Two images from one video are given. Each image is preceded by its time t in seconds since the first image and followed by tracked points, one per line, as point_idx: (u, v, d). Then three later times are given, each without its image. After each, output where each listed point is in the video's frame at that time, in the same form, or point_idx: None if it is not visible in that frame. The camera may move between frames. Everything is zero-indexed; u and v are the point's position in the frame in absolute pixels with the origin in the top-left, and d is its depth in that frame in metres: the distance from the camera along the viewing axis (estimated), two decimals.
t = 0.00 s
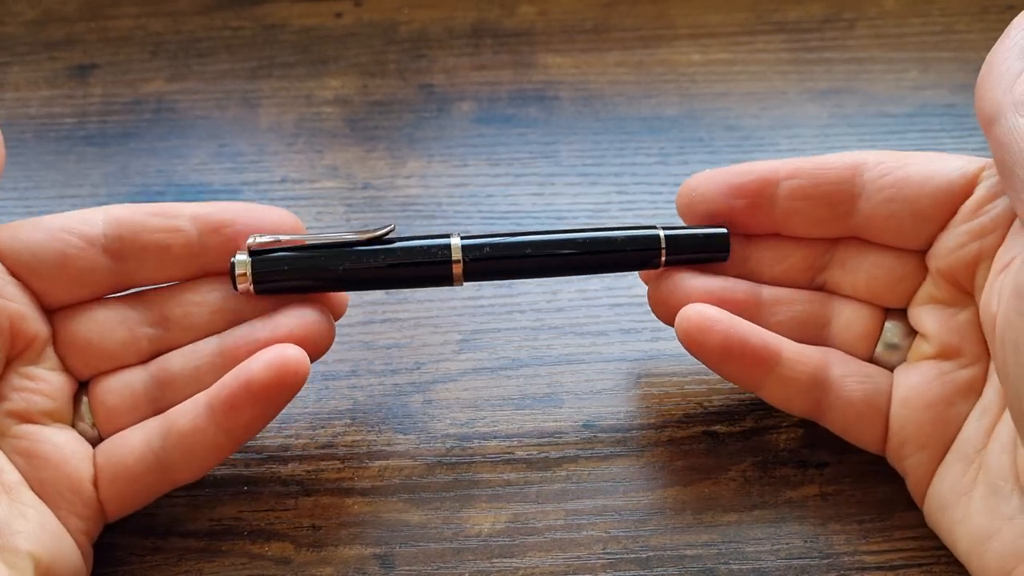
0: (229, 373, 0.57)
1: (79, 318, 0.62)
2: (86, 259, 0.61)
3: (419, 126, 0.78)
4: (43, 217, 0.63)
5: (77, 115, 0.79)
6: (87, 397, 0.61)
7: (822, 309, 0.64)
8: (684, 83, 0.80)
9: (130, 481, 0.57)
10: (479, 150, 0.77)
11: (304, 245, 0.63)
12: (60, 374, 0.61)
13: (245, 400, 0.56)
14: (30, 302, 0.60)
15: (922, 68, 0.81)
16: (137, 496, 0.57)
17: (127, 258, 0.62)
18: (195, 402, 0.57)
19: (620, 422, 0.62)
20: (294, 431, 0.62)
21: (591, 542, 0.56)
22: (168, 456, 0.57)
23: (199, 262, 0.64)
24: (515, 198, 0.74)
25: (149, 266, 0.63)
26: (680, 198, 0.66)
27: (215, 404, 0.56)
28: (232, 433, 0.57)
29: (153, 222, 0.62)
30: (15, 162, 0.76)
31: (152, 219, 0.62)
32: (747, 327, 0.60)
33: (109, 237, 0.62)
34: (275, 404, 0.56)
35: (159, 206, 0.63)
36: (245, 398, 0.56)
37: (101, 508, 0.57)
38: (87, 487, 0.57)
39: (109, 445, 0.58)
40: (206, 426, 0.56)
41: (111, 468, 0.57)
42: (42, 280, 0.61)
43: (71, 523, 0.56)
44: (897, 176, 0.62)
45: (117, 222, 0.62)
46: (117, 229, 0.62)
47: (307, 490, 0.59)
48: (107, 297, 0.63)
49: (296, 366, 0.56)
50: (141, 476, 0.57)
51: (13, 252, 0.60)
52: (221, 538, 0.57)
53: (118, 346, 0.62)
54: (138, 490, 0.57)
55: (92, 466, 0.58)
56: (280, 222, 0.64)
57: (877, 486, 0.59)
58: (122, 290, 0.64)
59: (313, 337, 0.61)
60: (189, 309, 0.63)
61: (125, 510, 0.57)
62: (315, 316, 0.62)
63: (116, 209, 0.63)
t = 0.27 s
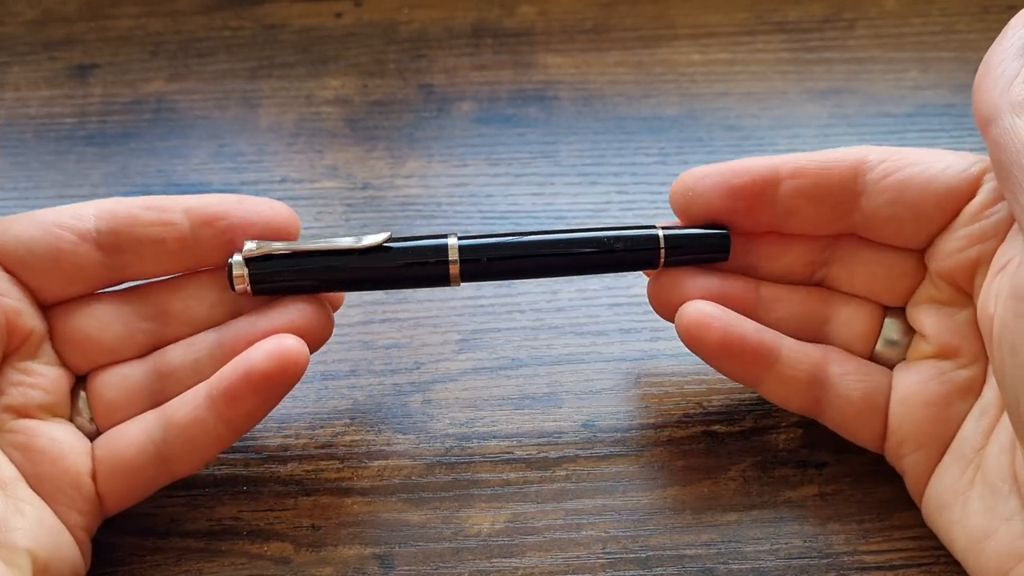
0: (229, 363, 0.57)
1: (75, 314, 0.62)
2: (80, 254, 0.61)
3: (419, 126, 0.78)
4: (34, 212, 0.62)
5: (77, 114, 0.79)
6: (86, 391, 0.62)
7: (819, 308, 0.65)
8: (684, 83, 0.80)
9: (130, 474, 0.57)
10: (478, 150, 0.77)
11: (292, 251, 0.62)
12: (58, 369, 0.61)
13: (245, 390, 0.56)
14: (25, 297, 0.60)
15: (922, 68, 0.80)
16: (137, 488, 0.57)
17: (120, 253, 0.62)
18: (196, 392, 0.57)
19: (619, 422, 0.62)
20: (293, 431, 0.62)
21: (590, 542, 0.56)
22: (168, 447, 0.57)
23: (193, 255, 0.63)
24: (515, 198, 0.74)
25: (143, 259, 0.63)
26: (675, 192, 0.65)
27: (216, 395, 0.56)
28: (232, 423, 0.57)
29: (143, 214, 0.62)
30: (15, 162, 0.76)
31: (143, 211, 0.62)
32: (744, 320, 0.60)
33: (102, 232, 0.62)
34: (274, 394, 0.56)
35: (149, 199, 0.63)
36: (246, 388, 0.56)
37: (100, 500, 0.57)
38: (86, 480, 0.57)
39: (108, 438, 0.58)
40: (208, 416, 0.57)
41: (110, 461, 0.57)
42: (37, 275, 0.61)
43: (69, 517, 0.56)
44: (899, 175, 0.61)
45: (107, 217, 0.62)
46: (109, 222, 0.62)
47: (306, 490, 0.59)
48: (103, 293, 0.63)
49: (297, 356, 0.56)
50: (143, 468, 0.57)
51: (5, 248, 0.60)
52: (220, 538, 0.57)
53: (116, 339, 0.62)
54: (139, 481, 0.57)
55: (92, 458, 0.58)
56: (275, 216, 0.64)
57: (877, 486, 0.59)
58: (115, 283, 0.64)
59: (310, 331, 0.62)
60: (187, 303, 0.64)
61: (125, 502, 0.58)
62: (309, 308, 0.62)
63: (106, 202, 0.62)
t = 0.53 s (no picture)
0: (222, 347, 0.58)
1: (75, 310, 0.62)
2: (77, 254, 0.61)
3: (418, 126, 0.78)
4: (33, 212, 0.62)
5: (76, 114, 0.79)
6: (87, 387, 0.62)
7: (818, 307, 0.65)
8: (684, 83, 0.80)
9: (129, 464, 0.58)
10: (478, 150, 0.77)
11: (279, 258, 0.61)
12: (60, 365, 0.61)
13: (242, 372, 0.57)
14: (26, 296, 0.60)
15: (921, 68, 0.80)
16: (138, 479, 0.58)
17: (117, 254, 0.62)
18: (191, 377, 0.58)
19: (619, 422, 0.62)
20: (293, 431, 0.62)
21: (590, 542, 0.56)
22: (164, 434, 0.57)
23: (191, 257, 0.63)
24: (514, 198, 0.74)
25: (140, 260, 0.62)
26: (675, 194, 0.64)
27: (212, 378, 0.57)
28: (230, 408, 0.58)
29: (141, 216, 0.61)
30: (15, 162, 0.76)
31: (140, 213, 0.61)
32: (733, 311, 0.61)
33: (99, 232, 0.61)
34: (270, 375, 0.58)
35: (147, 200, 0.62)
36: (242, 370, 0.57)
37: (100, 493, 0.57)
38: (87, 472, 0.57)
39: (105, 430, 0.59)
40: (204, 399, 0.57)
41: (109, 452, 0.58)
42: (35, 275, 0.60)
43: (70, 511, 0.56)
44: (901, 176, 0.61)
45: (105, 218, 0.61)
46: (106, 223, 0.61)
47: (306, 490, 0.59)
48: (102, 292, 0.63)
49: (291, 338, 0.58)
50: (143, 458, 0.58)
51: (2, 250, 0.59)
52: (220, 538, 0.57)
53: (118, 335, 0.63)
54: (139, 471, 0.58)
55: (92, 450, 0.58)
56: (274, 216, 0.63)
57: (877, 486, 0.59)
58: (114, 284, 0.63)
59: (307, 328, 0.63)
60: (187, 300, 0.64)
61: (125, 493, 0.58)
62: (314, 309, 0.63)
63: (104, 203, 0.62)
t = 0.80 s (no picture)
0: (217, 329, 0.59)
1: (77, 306, 0.63)
2: (77, 254, 0.61)
3: (418, 126, 0.78)
4: (34, 212, 0.62)
5: (76, 114, 0.79)
6: (92, 383, 0.63)
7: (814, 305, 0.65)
8: (684, 83, 0.80)
9: (131, 454, 0.58)
10: (478, 150, 0.77)
11: (282, 266, 0.61)
12: (63, 363, 0.62)
13: (239, 350, 0.58)
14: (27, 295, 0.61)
15: (921, 68, 0.81)
16: (140, 467, 0.58)
17: (116, 254, 0.61)
18: (189, 360, 0.59)
19: (619, 422, 0.62)
20: (293, 430, 0.62)
21: (590, 542, 0.56)
22: (166, 418, 0.58)
23: (190, 256, 0.62)
24: (514, 198, 0.74)
25: (138, 259, 0.62)
26: (673, 197, 0.64)
27: (209, 359, 0.58)
28: (228, 386, 0.59)
29: (140, 216, 0.61)
30: (15, 162, 0.76)
31: (139, 213, 0.61)
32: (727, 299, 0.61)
33: (99, 232, 0.61)
34: (267, 353, 0.59)
35: (147, 200, 0.62)
36: (239, 348, 0.58)
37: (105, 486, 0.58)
38: (91, 464, 0.58)
39: (105, 420, 0.59)
40: (203, 380, 0.58)
41: (110, 442, 0.58)
42: (35, 274, 0.61)
43: (74, 505, 0.56)
44: (900, 179, 0.61)
45: (104, 217, 0.61)
46: (106, 224, 0.61)
47: (306, 490, 0.59)
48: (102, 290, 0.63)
49: (284, 314, 0.59)
50: (146, 444, 0.58)
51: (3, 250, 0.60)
52: (220, 538, 0.57)
53: (121, 330, 0.63)
54: (140, 459, 0.58)
55: (95, 439, 0.58)
56: (274, 218, 0.63)
57: (877, 486, 0.59)
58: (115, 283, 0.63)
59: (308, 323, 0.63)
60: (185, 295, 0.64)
61: (129, 483, 0.58)
62: (311, 303, 0.63)
63: (104, 203, 0.62)
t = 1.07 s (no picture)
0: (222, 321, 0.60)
1: (80, 301, 0.63)
2: (77, 250, 0.60)
3: (418, 126, 0.78)
4: (30, 209, 0.62)
5: (77, 114, 0.79)
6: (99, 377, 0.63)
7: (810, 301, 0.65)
8: (684, 83, 0.80)
9: (138, 446, 0.59)
10: (478, 150, 0.77)
11: (281, 262, 0.61)
12: (67, 358, 0.62)
13: (244, 343, 0.59)
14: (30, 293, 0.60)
15: (921, 68, 0.81)
16: (149, 459, 0.59)
17: (116, 248, 0.61)
18: (194, 353, 0.60)
19: (620, 422, 0.62)
20: (293, 430, 0.62)
21: (590, 542, 0.56)
22: (173, 410, 0.59)
23: (188, 250, 0.63)
24: (514, 198, 0.74)
25: (139, 253, 0.62)
26: (672, 191, 0.64)
27: (214, 353, 0.59)
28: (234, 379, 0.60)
29: (139, 210, 0.61)
30: (15, 162, 0.76)
31: (138, 207, 0.61)
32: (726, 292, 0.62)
33: (98, 227, 0.61)
34: (272, 345, 0.60)
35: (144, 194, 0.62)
36: (244, 341, 0.59)
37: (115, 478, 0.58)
38: (100, 458, 0.58)
39: (112, 412, 0.60)
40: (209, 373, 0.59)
41: (116, 434, 0.59)
42: (37, 271, 0.60)
43: (83, 500, 0.57)
44: (899, 176, 0.61)
45: (102, 212, 0.61)
46: (104, 219, 0.61)
47: (306, 490, 0.59)
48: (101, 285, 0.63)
49: (287, 308, 0.60)
50: (154, 437, 0.59)
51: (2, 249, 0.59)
52: (220, 538, 0.57)
53: (125, 322, 0.64)
54: (149, 452, 0.59)
55: (105, 433, 0.59)
56: (272, 211, 0.62)
57: (876, 486, 0.59)
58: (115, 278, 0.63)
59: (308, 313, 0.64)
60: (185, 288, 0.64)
61: (137, 476, 0.59)
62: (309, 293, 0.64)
63: (101, 198, 0.61)
